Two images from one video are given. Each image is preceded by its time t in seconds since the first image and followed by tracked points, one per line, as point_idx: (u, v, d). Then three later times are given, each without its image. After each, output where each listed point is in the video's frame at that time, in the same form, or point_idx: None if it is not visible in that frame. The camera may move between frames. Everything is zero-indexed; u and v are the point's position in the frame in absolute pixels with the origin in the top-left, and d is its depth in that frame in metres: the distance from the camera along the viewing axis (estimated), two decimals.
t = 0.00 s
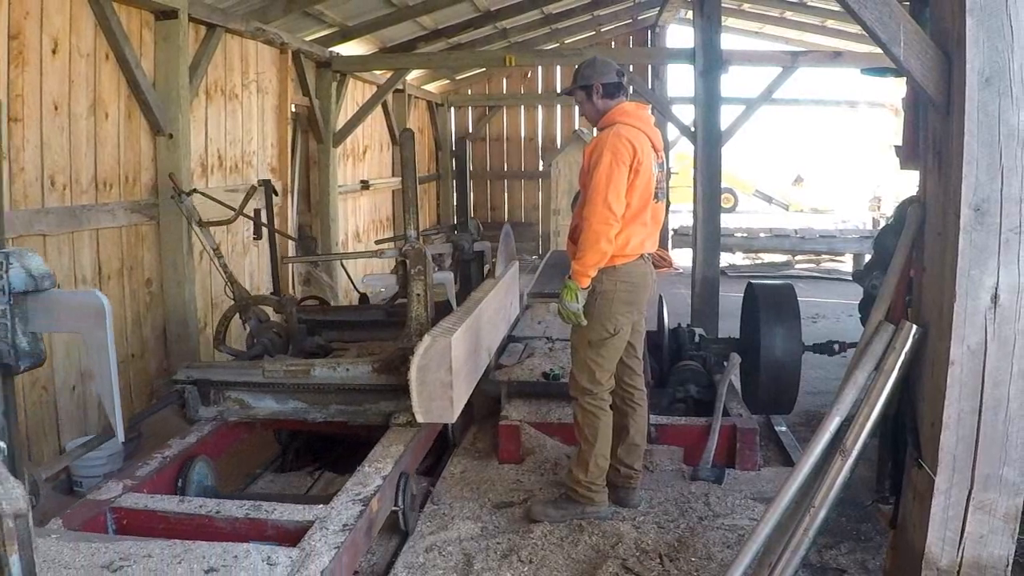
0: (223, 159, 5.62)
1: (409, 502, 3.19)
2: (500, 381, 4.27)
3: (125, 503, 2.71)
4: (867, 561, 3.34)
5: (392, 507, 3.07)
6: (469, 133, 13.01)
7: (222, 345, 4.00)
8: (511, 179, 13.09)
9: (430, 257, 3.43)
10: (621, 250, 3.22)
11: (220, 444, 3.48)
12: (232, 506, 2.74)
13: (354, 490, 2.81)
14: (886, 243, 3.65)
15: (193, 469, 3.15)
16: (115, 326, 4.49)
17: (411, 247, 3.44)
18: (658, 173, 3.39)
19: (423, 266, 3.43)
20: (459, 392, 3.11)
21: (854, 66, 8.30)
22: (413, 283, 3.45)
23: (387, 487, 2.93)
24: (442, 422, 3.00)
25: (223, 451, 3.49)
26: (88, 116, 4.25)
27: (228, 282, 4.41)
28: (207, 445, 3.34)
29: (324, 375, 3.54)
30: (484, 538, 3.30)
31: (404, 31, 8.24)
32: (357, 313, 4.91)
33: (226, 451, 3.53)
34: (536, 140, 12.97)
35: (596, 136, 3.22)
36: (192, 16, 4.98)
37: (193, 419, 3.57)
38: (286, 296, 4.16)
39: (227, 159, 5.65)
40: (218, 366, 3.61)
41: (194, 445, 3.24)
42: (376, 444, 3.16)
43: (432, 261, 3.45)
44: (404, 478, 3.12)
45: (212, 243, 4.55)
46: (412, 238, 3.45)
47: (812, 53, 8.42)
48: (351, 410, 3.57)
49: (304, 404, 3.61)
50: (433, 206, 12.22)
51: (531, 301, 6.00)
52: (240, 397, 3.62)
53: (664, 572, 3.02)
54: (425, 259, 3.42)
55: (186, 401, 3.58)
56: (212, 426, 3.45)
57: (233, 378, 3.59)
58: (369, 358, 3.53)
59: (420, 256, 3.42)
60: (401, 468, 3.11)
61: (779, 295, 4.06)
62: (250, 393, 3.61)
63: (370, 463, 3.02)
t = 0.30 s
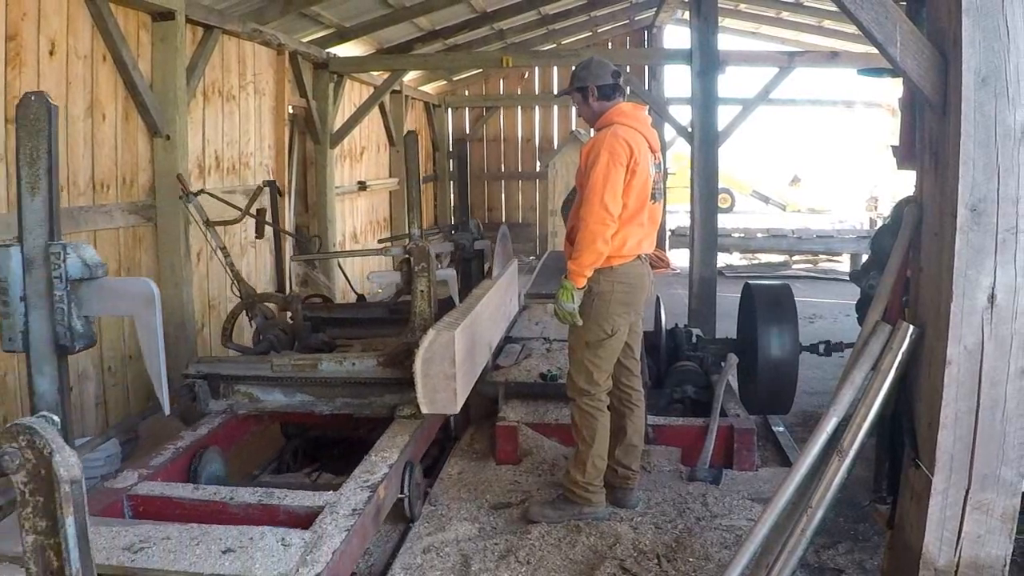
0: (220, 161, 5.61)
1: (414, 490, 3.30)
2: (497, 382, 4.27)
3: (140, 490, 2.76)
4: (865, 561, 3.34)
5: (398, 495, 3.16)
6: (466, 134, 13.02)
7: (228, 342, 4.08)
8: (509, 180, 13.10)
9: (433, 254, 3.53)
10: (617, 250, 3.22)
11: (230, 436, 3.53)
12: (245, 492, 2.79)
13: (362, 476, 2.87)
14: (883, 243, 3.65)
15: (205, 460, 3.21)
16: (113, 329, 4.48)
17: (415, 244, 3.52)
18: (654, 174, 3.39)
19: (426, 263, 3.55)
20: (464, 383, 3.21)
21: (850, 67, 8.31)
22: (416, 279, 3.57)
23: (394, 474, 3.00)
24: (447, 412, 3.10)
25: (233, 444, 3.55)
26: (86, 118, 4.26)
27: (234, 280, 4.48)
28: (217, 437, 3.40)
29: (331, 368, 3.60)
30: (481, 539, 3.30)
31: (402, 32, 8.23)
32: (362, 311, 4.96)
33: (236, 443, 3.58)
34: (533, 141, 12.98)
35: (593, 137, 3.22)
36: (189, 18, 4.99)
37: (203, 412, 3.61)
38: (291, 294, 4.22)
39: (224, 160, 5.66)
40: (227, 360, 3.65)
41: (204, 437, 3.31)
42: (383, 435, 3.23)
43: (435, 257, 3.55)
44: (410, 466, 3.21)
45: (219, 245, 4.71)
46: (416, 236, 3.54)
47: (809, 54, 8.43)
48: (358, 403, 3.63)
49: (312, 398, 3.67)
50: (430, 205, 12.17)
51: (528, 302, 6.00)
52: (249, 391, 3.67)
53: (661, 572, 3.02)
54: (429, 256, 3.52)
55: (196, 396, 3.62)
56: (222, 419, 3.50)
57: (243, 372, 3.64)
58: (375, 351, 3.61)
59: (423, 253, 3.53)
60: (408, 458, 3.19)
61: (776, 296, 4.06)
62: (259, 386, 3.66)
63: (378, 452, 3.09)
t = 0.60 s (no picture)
0: (217, 162, 5.60)
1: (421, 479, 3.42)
2: (496, 382, 4.27)
3: (157, 478, 2.83)
4: (864, 561, 3.34)
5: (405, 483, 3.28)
6: (464, 134, 13.01)
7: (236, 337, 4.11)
8: (507, 180, 13.10)
9: (437, 251, 3.63)
10: (615, 250, 3.21)
11: (240, 429, 3.57)
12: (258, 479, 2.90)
13: (371, 465, 2.99)
14: (881, 243, 3.65)
15: (217, 450, 3.27)
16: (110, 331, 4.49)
17: (420, 241, 3.60)
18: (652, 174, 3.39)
19: (430, 261, 3.65)
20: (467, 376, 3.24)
21: (848, 66, 8.32)
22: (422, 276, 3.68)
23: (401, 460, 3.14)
24: (450, 403, 3.13)
25: (244, 436, 3.60)
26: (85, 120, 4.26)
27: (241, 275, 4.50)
28: (228, 430, 3.45)
29: (338, 363, 3.68)
30: (480, 539, 3.30)
31: (399, 32, 8.24)
32: (366, 309, 4.98)
33: (246, 436, 3.62)
34: (531, 142, 13.00)
35: (589, 137, 3.23)
36: (187, 18, 4.99)
37: (212, 406, 3.63)
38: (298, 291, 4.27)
39: (222, 161, 5.66)
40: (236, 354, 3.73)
41: (215, 428, 3.35)
42: (390, 425, 3.35)
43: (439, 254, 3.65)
44: (416, 456, 3.33)
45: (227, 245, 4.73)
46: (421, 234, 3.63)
47: (807, 54, 8.43)
48: (364, 396, 3.71)
49: (319, 391, 3.74)
50: (428, 205, 12.15)
51: (527, 303, 6.00)
52: (258, 384, 3.73)
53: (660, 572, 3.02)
54: (433, 253, 3.62)
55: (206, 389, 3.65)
56: (232, 412, 3.54)
57: (252, 366, 3.71)
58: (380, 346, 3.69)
59: (428, 251, 3.62)
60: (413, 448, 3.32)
61: (774, 296, 4.06)
62: (268, 380, 3.73)
63: (386, 442, 3.21)
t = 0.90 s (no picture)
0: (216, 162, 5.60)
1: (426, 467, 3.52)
2: (495, 381, 4.27)
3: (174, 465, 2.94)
4: (864, 560, 3.34)
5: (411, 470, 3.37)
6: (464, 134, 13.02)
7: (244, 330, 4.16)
8: (506, 179, 13.10)
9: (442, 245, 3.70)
10: (613, 249, 3.21)
11: (250, 419, 3.69)
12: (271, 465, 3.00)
13: (379, 451, 3.08)
14: (881, 241, 3.65)
15: (228, 440, 3.41)
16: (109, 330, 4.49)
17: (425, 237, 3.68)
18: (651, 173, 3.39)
19: (435, 255, 3.73)
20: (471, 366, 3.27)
21: (848, 66, 8.32)
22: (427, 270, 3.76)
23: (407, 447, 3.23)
24: (455, 393, 3.12)
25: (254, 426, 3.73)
26: (84, 120, 4.27)
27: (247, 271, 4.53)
28: (239, 420, 3.57)
29: (346, 355, 3.73)
30: (479, 538, 3.29)
31: (397, 32, 8.24)
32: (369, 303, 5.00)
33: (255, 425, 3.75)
34: (530, 141, 13.00)
35: (587, 136, 3.23)
36: (186, 18, 5.00)
37: (223, 397, 3.73)
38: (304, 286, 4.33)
39: (221, 160, 5.66)
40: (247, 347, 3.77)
41: (226, 419, 3.46)
42: (396, 415, 3.42)
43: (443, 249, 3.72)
44: (421, 446, 3.42)
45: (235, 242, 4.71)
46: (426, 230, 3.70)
47: (806, 53, 8.43)
48: (370, 387, 3.76)
49: (327, 382, 3.78)
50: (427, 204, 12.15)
51: (527, 302, 6.00)
52: (268, 376, 3.77)
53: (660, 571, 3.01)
54: (437, 248, 3.70)
55: (218, 381, 3.73)
56: (241, 403, 3.65)
57: (261, 358, 3.75)
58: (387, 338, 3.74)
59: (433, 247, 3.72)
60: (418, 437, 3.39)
61: (774, 295, 4.06)
62: (277, 372, 3.77)
63: (394, 430, 3.28)
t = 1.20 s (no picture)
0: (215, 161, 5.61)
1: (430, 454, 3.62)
2: (495, 380, 4.27)
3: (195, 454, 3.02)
4: (863, 559, 3.34)
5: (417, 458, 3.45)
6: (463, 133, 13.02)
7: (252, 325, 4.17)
8: (506, 178, 13.11)
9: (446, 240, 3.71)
10: (612, 248, 3.21)
11: (260, 409, 3.72)
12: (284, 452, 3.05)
13: (388, 439, 3.12)
14: (880, 240, 3.65)
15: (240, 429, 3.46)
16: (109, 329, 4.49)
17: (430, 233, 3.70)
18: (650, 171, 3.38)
19: (440, 251, 3.75)
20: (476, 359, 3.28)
21: (847, 65, 8.32)
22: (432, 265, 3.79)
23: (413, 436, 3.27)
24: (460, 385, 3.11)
25: (264, 417, 3.75)
26: (84, 119, 4.27)
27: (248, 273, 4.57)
28: (250, 410, 3.60)
29: (352, 348, 3.79)
30: (479, 537, 3.29)
31: (396, 31, 8.24)
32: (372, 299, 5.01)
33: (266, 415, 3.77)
34: (529, 140, 13.00)
35: (587, 135, 3.22)
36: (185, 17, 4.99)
37: (234, 389, 3.73)
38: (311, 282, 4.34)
39: (221, 160, 5.67)
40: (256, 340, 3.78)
41: (237, 410, 3.48)
42: (402, 406, 3.47)
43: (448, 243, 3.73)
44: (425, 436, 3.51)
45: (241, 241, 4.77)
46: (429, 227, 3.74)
47: (805, 52, 8.43)
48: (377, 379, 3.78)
49: (335, 374, 3.79)
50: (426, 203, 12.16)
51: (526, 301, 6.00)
52: (277, 368, 3.79)
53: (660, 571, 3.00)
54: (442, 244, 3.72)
55: (228, 374, 3.74)
56: (252, 394, 3.66)
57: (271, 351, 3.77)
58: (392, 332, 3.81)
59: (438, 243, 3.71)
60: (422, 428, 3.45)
61: (773, 294, 4.06)
62: (286, 364, 3.79)
63: (401, 419, 3.33)
